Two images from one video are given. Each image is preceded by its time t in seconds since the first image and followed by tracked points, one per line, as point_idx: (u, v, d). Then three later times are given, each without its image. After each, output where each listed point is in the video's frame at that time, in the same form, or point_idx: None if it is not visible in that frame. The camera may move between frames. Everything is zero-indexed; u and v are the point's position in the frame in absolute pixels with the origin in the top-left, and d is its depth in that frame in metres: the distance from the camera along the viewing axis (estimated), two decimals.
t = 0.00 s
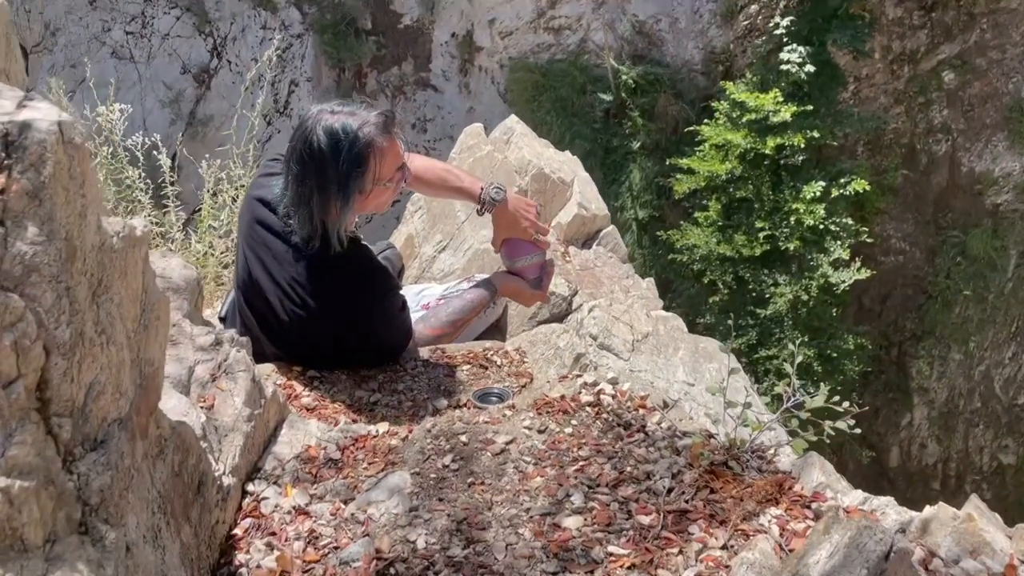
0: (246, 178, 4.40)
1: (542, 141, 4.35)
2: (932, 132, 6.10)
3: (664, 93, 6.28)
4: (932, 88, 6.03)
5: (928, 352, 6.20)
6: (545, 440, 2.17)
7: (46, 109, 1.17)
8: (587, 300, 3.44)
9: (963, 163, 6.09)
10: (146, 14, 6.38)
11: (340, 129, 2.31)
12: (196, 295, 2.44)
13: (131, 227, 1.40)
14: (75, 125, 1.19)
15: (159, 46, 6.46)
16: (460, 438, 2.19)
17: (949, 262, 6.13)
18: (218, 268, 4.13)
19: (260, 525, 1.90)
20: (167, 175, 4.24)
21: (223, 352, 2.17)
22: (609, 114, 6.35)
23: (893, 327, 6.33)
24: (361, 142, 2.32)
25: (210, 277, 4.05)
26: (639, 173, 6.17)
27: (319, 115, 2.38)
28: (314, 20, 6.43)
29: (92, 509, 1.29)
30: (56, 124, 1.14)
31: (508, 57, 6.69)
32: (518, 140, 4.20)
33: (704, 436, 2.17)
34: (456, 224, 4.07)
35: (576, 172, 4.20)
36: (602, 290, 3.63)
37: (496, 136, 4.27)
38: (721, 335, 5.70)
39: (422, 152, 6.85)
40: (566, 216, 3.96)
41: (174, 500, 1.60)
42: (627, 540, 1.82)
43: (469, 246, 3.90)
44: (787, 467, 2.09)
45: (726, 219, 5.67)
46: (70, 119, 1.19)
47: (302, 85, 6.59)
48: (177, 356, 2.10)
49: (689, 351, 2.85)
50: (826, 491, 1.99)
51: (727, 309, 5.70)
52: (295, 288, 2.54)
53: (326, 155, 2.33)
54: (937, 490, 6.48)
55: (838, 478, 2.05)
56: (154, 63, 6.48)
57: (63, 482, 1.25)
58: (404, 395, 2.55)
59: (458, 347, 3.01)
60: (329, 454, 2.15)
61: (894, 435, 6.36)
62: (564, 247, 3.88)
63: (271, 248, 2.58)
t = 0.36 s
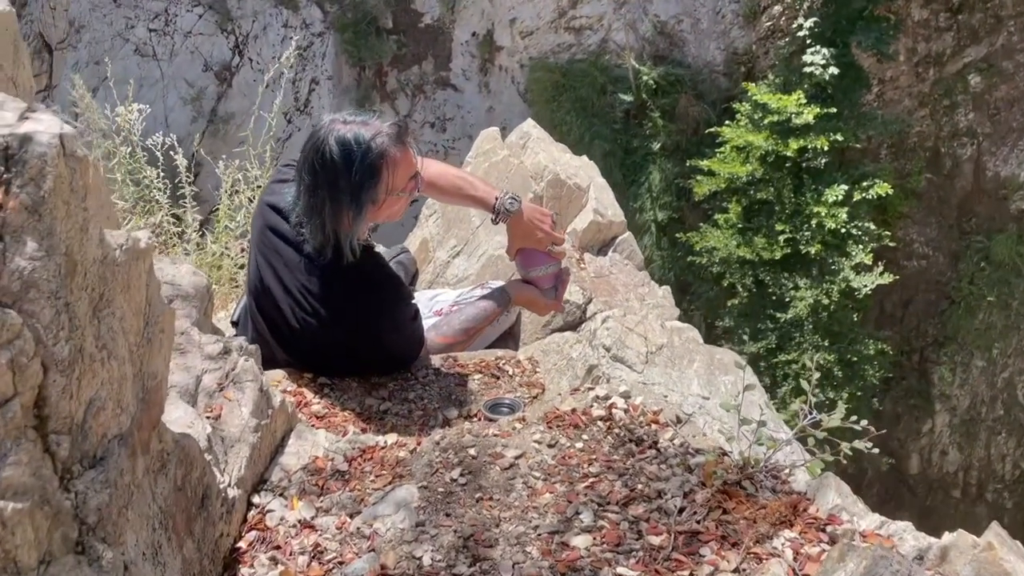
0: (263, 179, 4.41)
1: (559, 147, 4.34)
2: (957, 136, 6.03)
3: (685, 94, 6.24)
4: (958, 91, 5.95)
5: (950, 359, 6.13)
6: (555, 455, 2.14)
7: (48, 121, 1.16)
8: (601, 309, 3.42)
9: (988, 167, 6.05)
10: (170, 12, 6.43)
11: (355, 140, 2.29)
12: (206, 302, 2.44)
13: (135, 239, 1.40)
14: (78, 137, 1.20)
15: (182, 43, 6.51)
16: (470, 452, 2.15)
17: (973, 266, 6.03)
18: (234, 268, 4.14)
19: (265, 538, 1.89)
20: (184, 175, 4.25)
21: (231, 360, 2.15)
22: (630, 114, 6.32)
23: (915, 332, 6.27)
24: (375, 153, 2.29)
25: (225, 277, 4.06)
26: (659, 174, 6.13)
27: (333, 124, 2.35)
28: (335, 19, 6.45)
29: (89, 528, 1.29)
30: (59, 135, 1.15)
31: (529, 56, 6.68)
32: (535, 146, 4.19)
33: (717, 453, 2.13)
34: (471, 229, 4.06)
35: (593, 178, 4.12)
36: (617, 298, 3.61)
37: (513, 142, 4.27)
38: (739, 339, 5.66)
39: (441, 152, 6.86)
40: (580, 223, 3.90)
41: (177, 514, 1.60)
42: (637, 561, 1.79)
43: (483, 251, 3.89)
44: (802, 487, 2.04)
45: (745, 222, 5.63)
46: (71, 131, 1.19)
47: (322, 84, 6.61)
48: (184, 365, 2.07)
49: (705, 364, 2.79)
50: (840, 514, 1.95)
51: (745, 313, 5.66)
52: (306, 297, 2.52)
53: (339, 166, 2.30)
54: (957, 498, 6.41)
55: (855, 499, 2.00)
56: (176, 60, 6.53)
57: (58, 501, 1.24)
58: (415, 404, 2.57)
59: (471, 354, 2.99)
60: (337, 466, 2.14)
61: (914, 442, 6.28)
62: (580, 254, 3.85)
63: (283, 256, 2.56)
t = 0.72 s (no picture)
0: (273, 182, 4.44)
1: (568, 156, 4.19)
2: (972, 140, 6.01)
3: (698, 96, 6.23)
4: (974, 95, 5.92)
5: (964, 364, 6.05)
6: (555, 470, 2.12)
7: (46, 140, 1.22)
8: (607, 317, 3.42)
9: (1004, 171, 6.01)
10: (185, 11, 6.47)
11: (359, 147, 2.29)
12: (208, 312, 2.33)
13: (131, 255, 1.42)
14: (72, 156, 1.24)
15: (197, 43, 6.54)
16: (469, 465, 2.15)
17: (987, 271, 5.98)
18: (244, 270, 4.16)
19: (263, 551, 1.91)
20: (196, 176, 4.28)
21: (232, 371, 2.13)
22: (642, 116, 6.31)
23: (928, 337, 6.23)
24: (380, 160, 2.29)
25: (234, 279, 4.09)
26: (671, 176, 6.12)
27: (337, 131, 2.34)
28: (350, 19, 6.47)
29: (80, 547, 1.31)
30: (54, 154, 1.20)
31: (542, 57, 6.68)
32: (541, 152, 4.07)
33: (718, 470, 2.11)
34: (478, 236, 4.08)
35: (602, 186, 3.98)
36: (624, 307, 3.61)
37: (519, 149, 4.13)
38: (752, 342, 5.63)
39: (454, 152, 6.93)
40: (587, 231, 3.78)
41: (171, 530, 1.62)
42: None
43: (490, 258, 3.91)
44: (804, 507, 2.03)
45: (758, 225, 5.61)
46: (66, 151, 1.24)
47: (336, 84, 6.62)
48: (184, 376, 2.04)
49: (709, 377, 2.75)
50: (842, 535, 1.93)
51: (757, 316, 5.64)
52: (309, 304, 2.52)
53: (343, 173, 2.30)
54: (970, 505, 6.34)
55: (856, 519, 1.98)
56: (191, 59, 6.57)
57: (49, 521, 1.26)
58: (416, 414, 2.54)
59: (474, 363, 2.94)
60: (336, 478, 2.14)
61: (926, 447, 6.24)
62: (585, 261, 3.72)
63: (285, 263, 2.55)
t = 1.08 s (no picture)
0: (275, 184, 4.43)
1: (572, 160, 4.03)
2: (981, 143, 5.99)
3: (705, 98, 6.22)
4: (983, 97, 5.88)
5: (970, 368, 6.03)
6: (546, 479, 2.11)
7: (25, 150, 1.26)
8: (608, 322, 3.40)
9: (1012, 175, 6.00)
10: (192, 11, 6.52)
11: (355, 142, 2.28)
12: (200, 318, 2.30)
13: (114, 263, 1.43)
14: (50, 164, 1.28)
15: (204, 43, 6.57)
16: (459, 474, 2.14)
17: (994, 275, 5.96)
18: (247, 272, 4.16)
19: (248, 560, 1.88)
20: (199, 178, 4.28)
21: (222, 377, 2.15)
22: (649, 117, 6.30)
23: (936, 341, 6.20)
24: (375, 155, 2.28)
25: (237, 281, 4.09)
26: (677, 178, 6.09)
27: (333, 127, 2.34)
28: (356, 19, 6.46)
29: (55, 560, 1.31)
30: (31, 163, 1.23)
31: (548, 58, 6.68)
32: (540, 156, 3.91)
33: (710, 481, 2.10)
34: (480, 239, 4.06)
35: (602, 190, 3.83)
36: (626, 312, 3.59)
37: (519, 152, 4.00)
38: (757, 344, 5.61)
39: (460, 153, 6.88)
40: (585, 236, 3.64)
41: (154, 541, 1.61)
42: None
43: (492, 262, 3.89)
44: (796, 519, 2.01)
45: (764, 227, 5.59)
46: (45, 161, 1.27)
47: (343, 84, 6.59)
48: (175, 383, 2.08)
49: (705, 385, 2.67)
50: (835, 548, 1.96)
51: (764, 318, 5.61)
52: (306, 303, 2.50)
53: (339, 168, 2.29)
54: (977, 510, 6.32)
55: (848, 533, 2.02)
56: (198, 59, 6.59)
57: (24, 533, 1.26)
58: (410, 420, 2.53)
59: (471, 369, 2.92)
60: (325, 486, 2.12)
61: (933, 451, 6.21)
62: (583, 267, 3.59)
63: (282, 262, 2.54)
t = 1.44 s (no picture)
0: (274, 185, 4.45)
1: (567, 164, 4.02)
2: (979, 145, 6.00)
3: (704, 99, 6.22)
4: (981, 99, 5.89)
5: (969, 369, 6.04)
6: (538, 487, 2.13)
7: (9, 158, 1.29)
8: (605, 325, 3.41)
9: (1010, 176, 6.00)
10: (192, 12, 6.54)
11: (351, 138, 2.29)
12: (190, 323, 2.38)
13: (99, 272, 1.46)
14: (33, 174, 1.31)
15: (203, 44, 6.59)
16: (451, 481, 2.15)
17: (993, 277, 5.97)
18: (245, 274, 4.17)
19: (239, 568, 1.90)
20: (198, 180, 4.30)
21: (212, 385, 2.17)
22: (648, 119, 6.31)
23: (934, 342, 6.22)
24: (371, 151, 2.29)
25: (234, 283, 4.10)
26: (676, 179, 6.09)
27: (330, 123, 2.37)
28: (355, 20, 6.47)
29: (38, 572, 1.32)
30: (13, 173, 1.25)
31: (547, 59, 6.69)
32: (536, 160, 3.93)
33: (703, 488, 2.11)
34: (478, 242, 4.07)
35: (597, 194, 3.82)
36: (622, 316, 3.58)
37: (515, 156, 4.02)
38: (755, 345, 5.61)
39: (459, 154, 6.89)
40: (581, 239, 3.62)
41: (141, 550, 1.63)
42: None
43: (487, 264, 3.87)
44: (789, 527, 2.01)
45: (763, 228, 5.60)
46: (30, 169, 1.30)
47: (342, 85, 6.59)
48: (164, 390, 2.09)
49: (699, 390, 2.66)
50: (827, 557, 1.94)
51: (762, 319, 5.63)
52: (301, 303, 2.49)
53: (335, 165, 2.30)
54: (975, 510, 6.33)
55: (842, 542, 1.98)
56: (198, 60, 6.60)
57: (7, 545, 1.28)
58: (402, 426, 2.53)
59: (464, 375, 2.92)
60: (316, 493, 2.14)
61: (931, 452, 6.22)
62: (579, 271, 3.56)
63: (278, 261, 2.54)
